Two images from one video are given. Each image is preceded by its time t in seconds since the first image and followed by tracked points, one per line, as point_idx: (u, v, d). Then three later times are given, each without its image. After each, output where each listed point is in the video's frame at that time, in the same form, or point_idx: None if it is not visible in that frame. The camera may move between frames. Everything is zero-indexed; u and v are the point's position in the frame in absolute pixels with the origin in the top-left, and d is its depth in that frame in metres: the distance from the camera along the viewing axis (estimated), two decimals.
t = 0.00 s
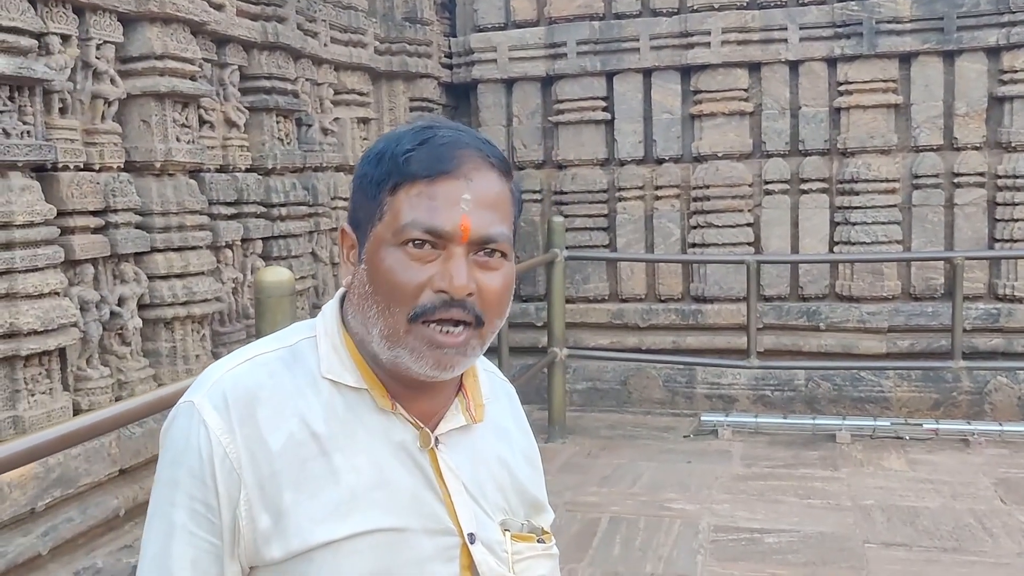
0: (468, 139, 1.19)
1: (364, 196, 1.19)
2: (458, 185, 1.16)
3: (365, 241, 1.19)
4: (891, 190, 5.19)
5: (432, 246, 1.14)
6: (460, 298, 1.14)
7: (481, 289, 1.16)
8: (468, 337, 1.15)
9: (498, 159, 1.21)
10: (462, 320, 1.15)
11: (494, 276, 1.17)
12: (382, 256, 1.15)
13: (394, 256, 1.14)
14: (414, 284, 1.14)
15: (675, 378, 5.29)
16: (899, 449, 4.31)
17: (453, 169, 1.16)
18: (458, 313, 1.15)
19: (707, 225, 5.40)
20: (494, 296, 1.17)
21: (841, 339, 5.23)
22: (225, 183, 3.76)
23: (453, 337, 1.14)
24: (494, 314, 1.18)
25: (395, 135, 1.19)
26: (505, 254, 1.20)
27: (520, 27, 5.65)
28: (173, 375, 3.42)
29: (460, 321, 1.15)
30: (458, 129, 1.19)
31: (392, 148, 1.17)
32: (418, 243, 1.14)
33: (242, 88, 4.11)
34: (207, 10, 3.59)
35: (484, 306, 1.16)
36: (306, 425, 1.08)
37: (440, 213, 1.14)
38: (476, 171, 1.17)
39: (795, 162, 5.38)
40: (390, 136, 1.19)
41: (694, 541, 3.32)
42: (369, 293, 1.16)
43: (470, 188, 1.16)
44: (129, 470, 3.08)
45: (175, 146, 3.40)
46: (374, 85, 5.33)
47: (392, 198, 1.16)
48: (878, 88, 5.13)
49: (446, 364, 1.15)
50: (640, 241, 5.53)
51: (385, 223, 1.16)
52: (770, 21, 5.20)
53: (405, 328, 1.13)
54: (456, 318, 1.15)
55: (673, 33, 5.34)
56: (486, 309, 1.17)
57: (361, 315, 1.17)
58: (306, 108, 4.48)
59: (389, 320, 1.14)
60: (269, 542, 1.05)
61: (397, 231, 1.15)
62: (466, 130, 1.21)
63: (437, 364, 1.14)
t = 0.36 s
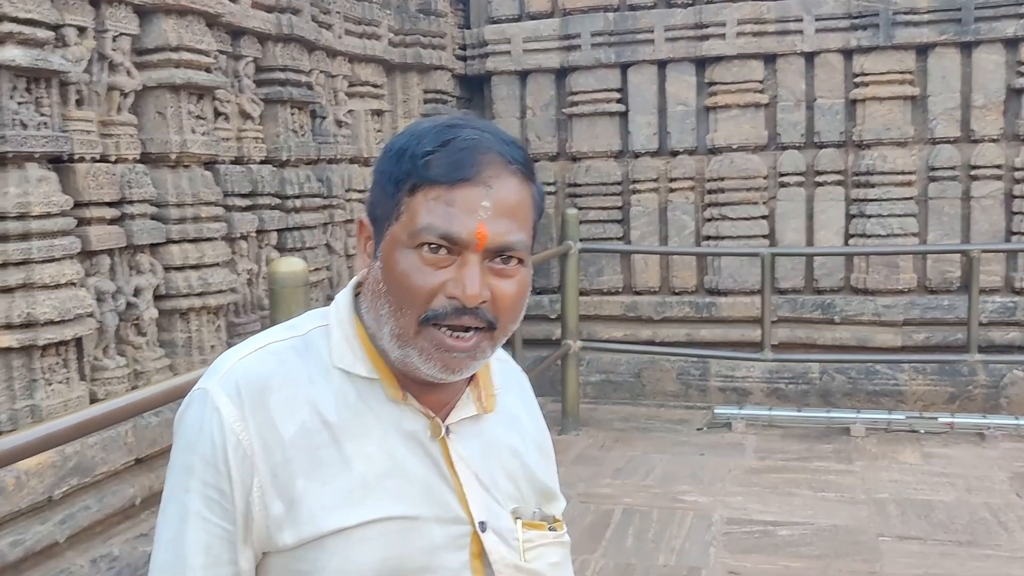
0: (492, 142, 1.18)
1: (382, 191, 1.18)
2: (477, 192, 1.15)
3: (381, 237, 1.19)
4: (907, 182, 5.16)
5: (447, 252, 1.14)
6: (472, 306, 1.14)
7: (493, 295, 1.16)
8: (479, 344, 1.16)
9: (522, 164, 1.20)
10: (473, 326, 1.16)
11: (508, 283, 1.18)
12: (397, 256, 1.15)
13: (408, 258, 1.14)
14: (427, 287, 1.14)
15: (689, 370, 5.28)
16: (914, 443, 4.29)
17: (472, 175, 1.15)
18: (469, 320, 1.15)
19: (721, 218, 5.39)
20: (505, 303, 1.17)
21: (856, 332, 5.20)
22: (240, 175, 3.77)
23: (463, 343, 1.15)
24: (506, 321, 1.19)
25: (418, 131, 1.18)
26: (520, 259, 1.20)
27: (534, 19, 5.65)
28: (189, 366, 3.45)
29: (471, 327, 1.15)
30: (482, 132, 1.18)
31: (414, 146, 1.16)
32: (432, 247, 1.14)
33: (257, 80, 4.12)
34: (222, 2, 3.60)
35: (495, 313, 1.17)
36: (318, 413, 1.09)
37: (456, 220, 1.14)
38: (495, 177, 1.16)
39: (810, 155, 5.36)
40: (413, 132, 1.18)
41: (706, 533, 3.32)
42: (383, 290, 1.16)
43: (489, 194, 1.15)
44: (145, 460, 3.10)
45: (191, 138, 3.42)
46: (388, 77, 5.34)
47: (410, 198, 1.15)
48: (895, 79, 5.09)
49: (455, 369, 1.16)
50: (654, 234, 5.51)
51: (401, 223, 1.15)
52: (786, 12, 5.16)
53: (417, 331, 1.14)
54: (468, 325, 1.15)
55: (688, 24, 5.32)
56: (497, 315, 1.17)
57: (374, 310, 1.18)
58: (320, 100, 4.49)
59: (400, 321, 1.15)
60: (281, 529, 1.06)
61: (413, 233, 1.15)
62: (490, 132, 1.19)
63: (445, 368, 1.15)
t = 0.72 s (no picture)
0: (496, 131, 1.18)
1: (389, 184, 1.19)
2: (483, 180, 1.15)
3: (388, 231, 1.19)
4: (916, 180, 5.14)
5: (455, 241, 1.14)
6: (482, 294, 1.14)
7: (503, 283, 1.16)
8: (489, 332, 1.16)
9: (527, 153, 1.20)
10: (484, 314, 1.16)
11: (517, 271, 1.18)
12: (405, 248, 1.15)
13: (417, 249, 1.14)
14: (436, 278, 1.14)
15: (696, 367, 5.28)
16: (922, 441, 4.28)
17: (479, 165, 1.15)
18: (479, 308, 1.15)
19: (730, 215, 5.38)
20: (516, 290, 1.17)
21: (865, 330, 5.19)
22: (249, 169, 3.78)
23: (474, 331, 1.15)
24: (516, 309, 1.19)
25: (422, 123, 1.18)
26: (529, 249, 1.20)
27: (543, 15, 5.64)
28: (197, 360, 3.46)
29: (481, 315, 1.16)
30: (487, 122, 1.18)
31: (418, 139, 1.17)
32: (440, 238, 1.14)
33: (266, 76, 4.13)
34: None
35: (506, 300, 1.17)
36: (327, 410, 1.09)
37: (464, 209, 1.14)
38: (501, 166, 1.17)
39: (819, 152, 5.34)
40: (417, 124, 1.18)
41: (713, 530, 3.32)
42: (391, 283, 1.17)
43: (496, 183, 1.16)
44: (154, 454, 3.12)
45: (200, 133, 3.43)
46: (397, 73, 5.34)
47: (416, 190, 1.16)
48: (905, 76, 5.07)
49: (466, 358, 1.16)
50: (662, 230, 5.50)
51: (408, 216, 1.16)
52: (796, 9, 5.15)
53: (426, 321, 1.14)
54: (478, 313, 1.15)
55: (697, 21, 5.30)
56: (508, 303, 1.17)
57: (383, 304, 1.18)
58: (329, 96, 4.49)
59: (410, 312, 1.14)
60: (290, 525, 1.07)
61: (420, 224, 1.15)
62: (494, 121, 1.20)
63: (457, 357, 1.15)
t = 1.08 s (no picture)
0: (474, 94, 1.22)
1: (382, 163, 1.20)
2: (473, 131, 1.18)
3: (387, 207, 1.19)
4: (926, 176, 5.12)
5: (456, 190, 1.15)
6: (491, 232, 1.14)
7: (509, 228, 1.16)
8: (504, 273, 1.15)
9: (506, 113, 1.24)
10: (497, 256, 1.15)
11: (521, 217, 1.18)
12: (408, 209, 1.15)
13: (419, 205, 1.15)
14: (443, 227, 1.14)
15: (704, 364, 5.26)
16: (931, 439, 4.26)
17: (464, 117, 1.18)
18: (490, 251, 1.14)
19: (738, 211, 5.36)
20: (522, 235, 1.17)
21: (873, 327, 5.17)
22: (257, 164, 3.78)
23: (490, 272, 1.14)
24: (525, 257, 1.18)
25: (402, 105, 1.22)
26: (527, 199, 1.21)
27: (551, 9, 5.62)
28: (205, 354, 3.46)
29: (494, 257, 1.15)
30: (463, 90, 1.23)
31: (401, 114, 1.20)
32: (441, 189, 1.15)
33: (274, 70, 4.13)
34: None
35: (515, 245, 1.17)
36: (341, 402, 1.08)
37: (459, 156, 1.16)
38: (486, 118, 1.20)
39: (828, 148, 5.32)
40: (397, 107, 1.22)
41: (721, 527, 3.31)
42: (398, 251, 1.16)
43: (485, 131, 1.18)
44: (162, 448, 3.12)
45: (208, 127, 3.43)
46: (405, 68, 5.33)
47: (409, 153, 1.17)
48: (915, 72, 5.04)
49: (485, 304, 1.14)
50: (670, 226, 5.49)
51: (405, 179, 1.17)
52: (806, 4, 5.12)
53: (439, 270, 1.13)
54: (490, 255, 1.14)
55: (706, 16, 5.28)
56: (517, 247, 1.17)
57: (391, 278, 1.17)
58: (337, 90, 4.48)
59: (420, 268, 1.14)
60: (303, 517, 1.06)
61: (419, 183, 1.16)
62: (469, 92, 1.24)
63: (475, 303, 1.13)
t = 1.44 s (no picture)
0: (497, 95, 1.19)
1: (404, 167, 1.17)
2: (499, 140, 1.15)
3: (410, 213, 1.17)
4: (936, 174, 5.10)
5: (483, 204, 1.13)
6: (519, 249, 1.13)
7: (536, 240, 1.15)
8: (531, 288, 1.15)
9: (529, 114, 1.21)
10: (524, 272, 1.14)
11: (546, 227, 1.17)
12: (434, 222, 1.14)
13: (446, 220, 1.13)
14: (472, 241, 1.13)
15: (712, 361, 5.25)
16: (940, 437, 4.25)
17: (490, 126, 1.15)
18: (518, 267, 1.14)
19: (747, 208, 5.35)
20: (549, 246, 1.17)
21: (881, 325, 5.16)
22: (266, 162, 3.79)
23: (518, 289, 1.13)
24: (551, 265, 1.18)
25: (422, 102, 1.18)
26: (550, 205, 1.20)
27: (559, 7, 5.62)
28: (215, 351, 3.47)
29: (521, 273, 1.14)
30: (486, 89, 1.19)
31: (423, 115, 1.16)
32: (469, 203, 1.13)
33: (283, 68, 4.13)
34: None
35: (542, 257, 1.16)
36: (360, 396, 1.09)
37: (487, 169, 1.13)
38: (512, 125, 1.17)
39: (837, 145, 5.30)
40: (417, 104, 1.18)
41: (729, 524, 3.31)
42: (423, 262, 1.15)
43: (511, 141, 1.16)
44: (172, 444, 3.13)
45: (218, 124, 3.43)
46: (413, 65, 5.34)
47: (434, 163, 1.15)
48: (925, 69, 5.03)
49: (512, 320, 1.14)
50: (678, 224, 5.48)
51: (430, 189, 1.14)
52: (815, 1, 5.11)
53: (467, 288, 1.13)
54: (517, 271, 1.14)
55: (715, 13, 5.27)
56: (543, 259, 1.16)
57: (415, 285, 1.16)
58: (346, 88, 4.49)
59: (448, 283, 1.13)
60: (324, 512, 1.06)
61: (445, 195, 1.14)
62: (491, 89, 1.20)
63: (504, 316, 1.14)
